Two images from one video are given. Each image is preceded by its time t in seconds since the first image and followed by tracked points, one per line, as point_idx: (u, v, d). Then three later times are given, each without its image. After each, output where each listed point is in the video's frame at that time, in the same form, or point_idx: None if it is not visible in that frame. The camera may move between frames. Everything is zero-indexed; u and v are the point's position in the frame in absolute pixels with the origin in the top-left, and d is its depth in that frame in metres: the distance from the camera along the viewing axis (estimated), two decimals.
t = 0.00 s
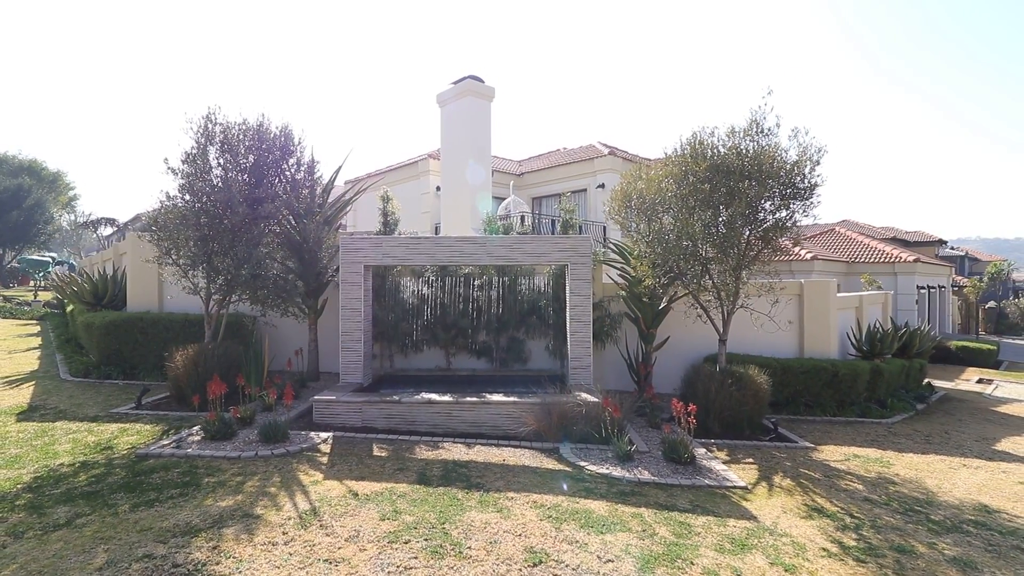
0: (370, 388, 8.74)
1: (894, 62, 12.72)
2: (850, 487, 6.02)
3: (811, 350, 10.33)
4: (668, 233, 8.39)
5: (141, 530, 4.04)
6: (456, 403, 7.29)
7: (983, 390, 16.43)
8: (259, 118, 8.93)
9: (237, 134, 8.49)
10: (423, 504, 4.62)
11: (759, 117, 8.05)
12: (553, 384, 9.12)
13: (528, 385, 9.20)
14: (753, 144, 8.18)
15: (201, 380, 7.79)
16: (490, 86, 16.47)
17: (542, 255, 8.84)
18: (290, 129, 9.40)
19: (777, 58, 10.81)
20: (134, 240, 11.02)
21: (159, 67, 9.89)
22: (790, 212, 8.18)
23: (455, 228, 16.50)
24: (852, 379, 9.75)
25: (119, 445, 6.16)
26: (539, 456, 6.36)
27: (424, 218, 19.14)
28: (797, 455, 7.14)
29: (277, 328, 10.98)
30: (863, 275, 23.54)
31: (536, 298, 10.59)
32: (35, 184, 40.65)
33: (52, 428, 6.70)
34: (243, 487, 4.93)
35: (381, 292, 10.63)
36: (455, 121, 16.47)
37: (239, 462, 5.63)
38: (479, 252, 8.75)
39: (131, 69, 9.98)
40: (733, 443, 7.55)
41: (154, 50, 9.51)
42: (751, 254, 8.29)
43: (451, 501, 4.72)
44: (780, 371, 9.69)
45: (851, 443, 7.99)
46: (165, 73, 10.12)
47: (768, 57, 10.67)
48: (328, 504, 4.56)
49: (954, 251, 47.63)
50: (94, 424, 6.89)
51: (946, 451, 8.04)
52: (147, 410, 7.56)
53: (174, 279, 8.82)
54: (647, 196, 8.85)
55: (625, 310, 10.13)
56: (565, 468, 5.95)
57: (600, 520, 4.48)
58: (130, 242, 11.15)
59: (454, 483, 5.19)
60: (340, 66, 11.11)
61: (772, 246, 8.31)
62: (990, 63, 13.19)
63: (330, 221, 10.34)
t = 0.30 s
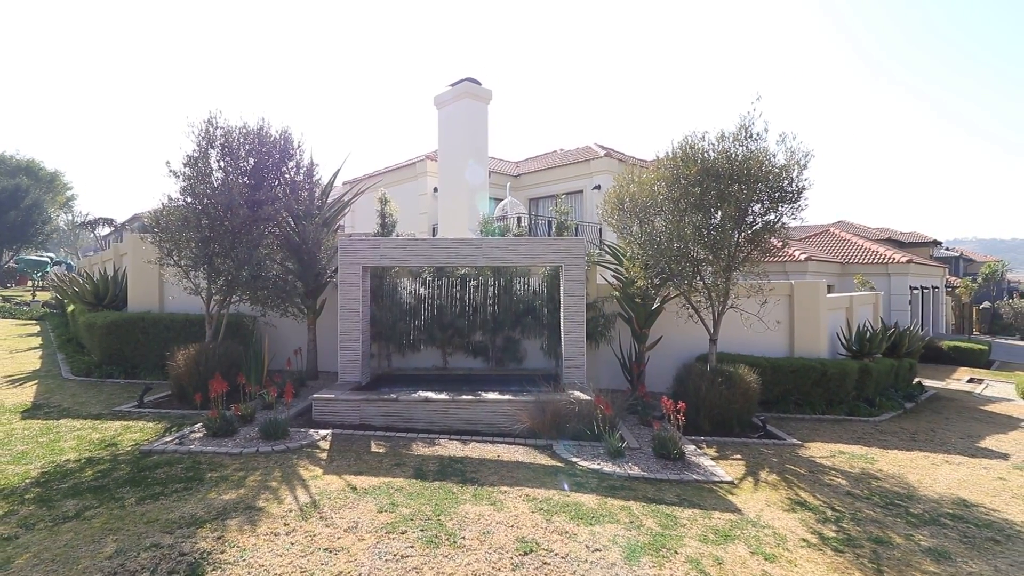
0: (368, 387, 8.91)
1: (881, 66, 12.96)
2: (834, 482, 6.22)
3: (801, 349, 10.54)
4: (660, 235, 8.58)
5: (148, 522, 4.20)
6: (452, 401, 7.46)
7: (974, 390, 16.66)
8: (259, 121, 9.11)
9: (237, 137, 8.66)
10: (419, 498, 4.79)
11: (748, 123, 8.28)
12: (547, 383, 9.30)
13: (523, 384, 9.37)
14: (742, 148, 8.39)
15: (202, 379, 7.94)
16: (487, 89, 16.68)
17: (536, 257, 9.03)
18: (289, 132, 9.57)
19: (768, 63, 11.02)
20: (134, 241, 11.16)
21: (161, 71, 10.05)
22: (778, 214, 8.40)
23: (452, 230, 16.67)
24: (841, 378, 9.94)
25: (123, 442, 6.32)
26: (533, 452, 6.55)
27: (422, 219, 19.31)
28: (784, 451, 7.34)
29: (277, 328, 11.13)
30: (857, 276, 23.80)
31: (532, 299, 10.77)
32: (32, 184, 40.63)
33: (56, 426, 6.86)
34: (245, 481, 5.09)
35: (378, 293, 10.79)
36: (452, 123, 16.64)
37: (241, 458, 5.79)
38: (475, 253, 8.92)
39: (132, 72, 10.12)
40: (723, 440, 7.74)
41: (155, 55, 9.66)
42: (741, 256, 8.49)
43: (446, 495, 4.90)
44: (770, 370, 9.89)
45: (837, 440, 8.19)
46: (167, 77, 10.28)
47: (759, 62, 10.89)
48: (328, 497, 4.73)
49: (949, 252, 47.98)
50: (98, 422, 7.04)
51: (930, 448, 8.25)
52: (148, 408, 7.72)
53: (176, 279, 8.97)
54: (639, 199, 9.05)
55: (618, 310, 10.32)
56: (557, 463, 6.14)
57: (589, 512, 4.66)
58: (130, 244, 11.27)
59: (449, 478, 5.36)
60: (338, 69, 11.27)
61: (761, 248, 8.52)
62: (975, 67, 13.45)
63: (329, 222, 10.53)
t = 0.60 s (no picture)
0: (367, 385, 9.07)
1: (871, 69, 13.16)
2: (820, 475, 6.41)
3: (792, 347, 10.75)
4: (653, 236, 8.78)
5: (157, 512, 4.37)
6: (450, 398, 7.63)
7: (965, 388, 16.86)
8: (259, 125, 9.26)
9: (239, 140, 8.83)
10: (417, 489, 4.98)
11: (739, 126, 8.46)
12: (543, 381, 9.47)
13: (519, 381, 9.55)
14: (733, 150, 8.58)
15: (206, 378, 8.11)
16: (484, 91, 16.86)
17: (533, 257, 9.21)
18: (289, 135, 9.73)
19: (760, 66, 11.20)
20: (136, 242, 11.32)
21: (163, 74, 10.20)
22: (769, 216, 8.59)
23: (450, 230, 16.84)
24: (831, 376, 10.14)
25: (129, 437, 6.48)
26: (528, 447, 6.73)
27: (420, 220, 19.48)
28: (773, 447, 7.53)
29: (277, 327, 11.31)
30: (852, 276, 24.03)
31: (528, 298, 10.97)
32: (31, 185, 40.65)
33: (63, 422, 7.01)
34: (250, 474, 5.27)
35: (377, 292, 10.94)
36: (450, 125, 16.82)
37: (244, 453, 5.97)
38: (472, 253, 9.09)
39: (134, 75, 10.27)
40: (714, 436, 7.93)
41: (157, 58, 9.81)
42: (732, 256, 8.68)
43: (444, 487, 5.08)
44: (762, 369, 10.09)
45: (826, 436, 8.39)
46: (169, 79, 10.43)
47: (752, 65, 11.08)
48: (329, 489, 4.91)
49: (945, 251, 48.28)
50: (103, 419, 7.20)
51: (917, 444, 8.45)
52: (153, 406, 7.89)
53: (178, 279, 9.12)
54: (633, 200, 9.24)
55: (613, 309, 10.50)
56: (551, 458, 6.32)
57: (581, 503, 4.85)
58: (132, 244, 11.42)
59: (446, 472, 5.55)
60: (336, 72, 11.47)
61: (752, 248, 8.70)
62: (965, 70, 13.65)
63: (329, 223, 10.70)
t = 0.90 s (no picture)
0: (366, 383, 9.23)
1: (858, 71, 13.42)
2: (805, 469, 6.62)
3: (782, 345, 10.98)
4: (645, 237, 8.99)
5: (163, 502, 4.53)
6: (447, 395, 7.80)
7: (954, 386, 17.12)
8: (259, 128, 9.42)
9: (240, 142, 8.98)
10: (415, 481, 5.16)
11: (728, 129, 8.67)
12: (539, 378, 9.66)
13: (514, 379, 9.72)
14: (723, 153, 8.79)
15: (206, 375, 8.25)
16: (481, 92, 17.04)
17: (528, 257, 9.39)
18: (289, 137, 9.88)
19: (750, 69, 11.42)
20: (137, 242, 11.44)
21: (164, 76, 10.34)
22: (758, 217, 8.81)
23: (447, 230, 17.00)
24: (820, 373, 10.36)
25: (133, 433, 6.62)
26: (523, 442, 6.91)
27: (417, 220, 19.63)
28: (762, 442, 7.74)
29: (277, 326, 11.45)
30: (844, 276, 24.33)
31: (524, 298, 11.18)
32: (29, 185, 40.62)
33: (67, 419, 7.14)
34: (252, 468, 5.43)
35: (375, 292, 11.11)
36: (447, 127, 16.99)
37: (246, 447, 6.12)
38: (468, 253, 9.27)
39: (136, 79, 10.44)
40: (704, 432, 8.13)
41: (158, 60, 9.95)
42: (723, 256, 8.89)
43: (441, 479, 5.26)
44: (753, 366, 10.30)
45: (814, 432, 8.60)
46: (169, 81, 10.57)
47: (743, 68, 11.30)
48: (330, 481, 5.08)
49: (939, 252, 48.68)
50: (106, 416, 7.33)
51: (902, 440, 8.67)
52: (154, 403, 8.02)
53: (180, 279, 9.27)
54: (626, 202, 9.44)
55: (607, 308, 10.69)
56: (545, 452, 6.51)
57: (573, 494, 5.04)
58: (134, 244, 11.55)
59: (443, 465, 5.72)
60: (334, 74, 11.63)
61: (742, 249, 8.91)
62: (953, 74, 13.92)
63: (328, 224, 10.86)
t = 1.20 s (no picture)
0: (361, 381, 9.38)
1: (844, 75, 13.71)
2: (788, 463, 6.84)
3: (769, 344, 11.24)
4: (635, 238, 9.20)
5: (165, 495, 4.67)
6: (441, 393, 7.97)
7: (940, 385, 17.45)
8: (256, 130, 9.53)
9: (237, 144, 9.11)
10: (410, 475, 5.33)
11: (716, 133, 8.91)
12: (531, 377, 9.84)
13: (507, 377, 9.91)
14: (711, 156, 9.03)
15: (204, 374, 8.37)
16: (475, 94, 17.21)
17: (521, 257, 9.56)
18: (286, 139, 10.02)
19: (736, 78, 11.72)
20: (133, 242, 11.51)
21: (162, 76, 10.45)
22: (744, 219, 9.06)
23: (441, 231, 17.16)
24: (806, 371, 10.60)
25: (132, 430, 6.74)
26: (515, 438, 7.10)
27: (412, 220, 19.76)
28: (747, 437, 7.96)
29: (272, 326, 11.57)
30: (834, 276, 24.68)
31: (517, 297, 11.36)
32: (21, 184, 40.37)
33: (66, 416, 7.25)
34: (251, 463, 5.57)
35: (370, 291, 11.25)
36: (442, 127, 17.14)
37: (244, 443, 6.27)
38: (462, 254, 9.43)
39: (133, 80, 10.54)
40: (692, 428, 8.34)
41: (156, 61, 10.05)
42: (710, 257, 9.12)
43: (434, 473, 5.43)
44: (741, 365, 10.53)
45: (799, 428, 8.83)
46: (167, 81, 10.68)
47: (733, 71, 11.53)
48: (327, 475, 5.24)
49: (928, 252, 49.28)
50: (105, 413, 7.44)
51: (884, 435, 8.92)
52: (152, 401, 8.13)
53: (177, 278, 9.39)
54: (616, 203, 9.66)
55: (598, 308, 10.87)
56: (537, 447, 6.70)
57: (562, 487, 5.23)
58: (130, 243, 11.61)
59: (437, 459, 5.90)
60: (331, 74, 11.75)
61: (728, 250, 9.15)
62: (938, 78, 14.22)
63: (323, 225, 10.99)
